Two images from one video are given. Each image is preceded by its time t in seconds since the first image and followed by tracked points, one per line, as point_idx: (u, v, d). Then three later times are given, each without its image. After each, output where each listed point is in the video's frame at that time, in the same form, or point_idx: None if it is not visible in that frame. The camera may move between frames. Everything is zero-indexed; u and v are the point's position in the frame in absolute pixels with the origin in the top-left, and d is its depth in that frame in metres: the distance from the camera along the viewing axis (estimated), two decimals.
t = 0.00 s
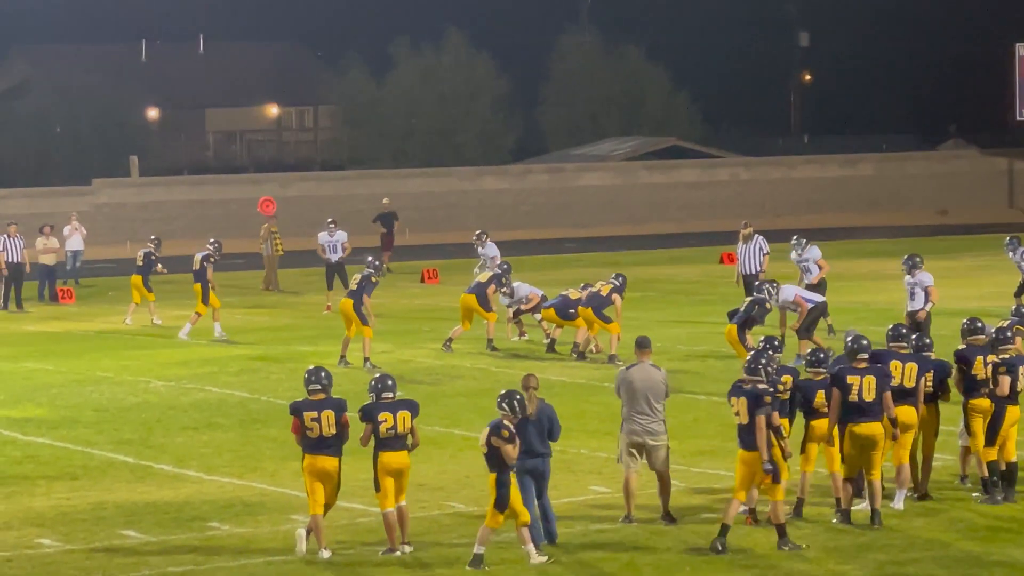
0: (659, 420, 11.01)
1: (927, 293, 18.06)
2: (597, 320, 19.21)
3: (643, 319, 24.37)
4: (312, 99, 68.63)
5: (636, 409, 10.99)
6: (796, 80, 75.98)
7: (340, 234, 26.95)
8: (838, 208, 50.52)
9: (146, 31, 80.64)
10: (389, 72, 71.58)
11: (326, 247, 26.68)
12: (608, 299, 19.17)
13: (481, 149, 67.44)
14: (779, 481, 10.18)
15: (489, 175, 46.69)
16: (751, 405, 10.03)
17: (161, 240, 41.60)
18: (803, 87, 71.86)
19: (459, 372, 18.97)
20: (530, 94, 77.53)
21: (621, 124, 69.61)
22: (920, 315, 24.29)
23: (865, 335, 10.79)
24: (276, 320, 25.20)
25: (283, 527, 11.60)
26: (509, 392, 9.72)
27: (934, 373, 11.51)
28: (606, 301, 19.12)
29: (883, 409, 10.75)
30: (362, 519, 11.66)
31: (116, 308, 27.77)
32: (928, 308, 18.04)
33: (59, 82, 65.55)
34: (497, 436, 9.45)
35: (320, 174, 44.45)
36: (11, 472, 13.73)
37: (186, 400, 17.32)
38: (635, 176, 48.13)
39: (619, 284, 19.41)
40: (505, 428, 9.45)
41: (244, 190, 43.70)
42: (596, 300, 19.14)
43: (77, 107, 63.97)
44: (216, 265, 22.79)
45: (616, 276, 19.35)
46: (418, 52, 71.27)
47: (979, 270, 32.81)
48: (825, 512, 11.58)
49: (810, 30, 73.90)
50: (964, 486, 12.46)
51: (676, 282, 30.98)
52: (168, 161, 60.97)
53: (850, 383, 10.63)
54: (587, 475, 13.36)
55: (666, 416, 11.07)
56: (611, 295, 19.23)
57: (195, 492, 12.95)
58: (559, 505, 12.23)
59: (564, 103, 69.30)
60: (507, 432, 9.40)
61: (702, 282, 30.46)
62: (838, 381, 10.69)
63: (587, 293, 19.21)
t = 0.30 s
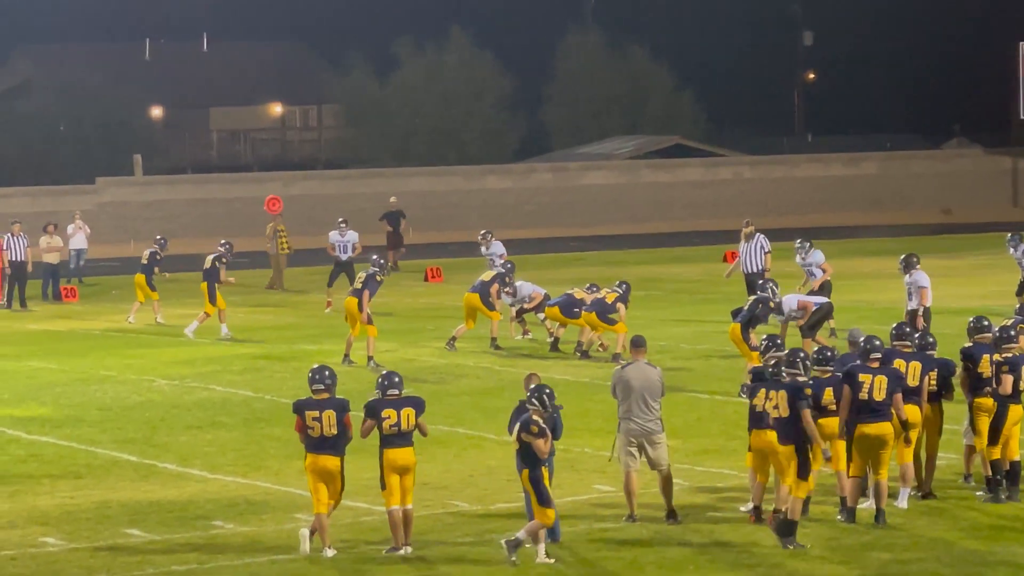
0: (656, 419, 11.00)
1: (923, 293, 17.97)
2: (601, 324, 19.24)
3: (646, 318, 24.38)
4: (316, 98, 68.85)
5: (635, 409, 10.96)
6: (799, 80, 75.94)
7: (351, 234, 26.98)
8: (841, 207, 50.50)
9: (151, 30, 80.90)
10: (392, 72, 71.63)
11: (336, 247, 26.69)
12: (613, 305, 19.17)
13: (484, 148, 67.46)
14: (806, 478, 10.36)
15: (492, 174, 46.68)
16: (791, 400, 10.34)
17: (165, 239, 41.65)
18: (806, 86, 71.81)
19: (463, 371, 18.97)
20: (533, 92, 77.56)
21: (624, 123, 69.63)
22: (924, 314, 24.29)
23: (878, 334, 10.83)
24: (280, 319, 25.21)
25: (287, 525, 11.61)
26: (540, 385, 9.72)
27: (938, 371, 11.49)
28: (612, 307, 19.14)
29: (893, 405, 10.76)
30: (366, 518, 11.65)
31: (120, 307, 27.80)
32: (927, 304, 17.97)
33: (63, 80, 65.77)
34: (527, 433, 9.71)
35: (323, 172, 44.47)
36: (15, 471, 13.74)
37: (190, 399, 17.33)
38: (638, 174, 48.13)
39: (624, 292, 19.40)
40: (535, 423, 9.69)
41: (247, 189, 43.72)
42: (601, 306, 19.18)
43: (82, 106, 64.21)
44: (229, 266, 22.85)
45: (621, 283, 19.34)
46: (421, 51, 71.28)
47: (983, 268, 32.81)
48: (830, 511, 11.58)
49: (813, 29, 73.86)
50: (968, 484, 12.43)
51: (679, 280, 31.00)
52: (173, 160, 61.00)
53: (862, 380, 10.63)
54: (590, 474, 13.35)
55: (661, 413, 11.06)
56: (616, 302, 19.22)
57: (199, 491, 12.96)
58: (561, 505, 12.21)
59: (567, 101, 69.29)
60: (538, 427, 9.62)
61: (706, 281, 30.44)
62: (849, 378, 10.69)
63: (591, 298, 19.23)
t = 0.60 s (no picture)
0: (661, 419, 10.99)
1: (924, 293, 17.91)
2: (605, 328, 19.12)
3: (650, 316, 24.37)
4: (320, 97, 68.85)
5: (642, 409, 10.95)
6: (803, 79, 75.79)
7: (355, 235, 26.99)
8: (845, 206, 50.46)
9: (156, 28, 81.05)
10: (396, 70, 71.56)
11: (338, 249, 26.71)
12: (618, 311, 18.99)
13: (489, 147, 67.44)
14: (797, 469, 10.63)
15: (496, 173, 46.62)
16: (790, 403, 10.53)
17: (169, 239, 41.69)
18: (812, 86, 71.81)
19: (467, 370, 18.96)
20: (538, 91, 77.47)
21: (629, 123, 69.55)
22: (927, 313, 24.28)
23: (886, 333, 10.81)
24: (283, 317, 25.22)
25: (292, 523, 11.62)
26: (569, 385, 9.85)
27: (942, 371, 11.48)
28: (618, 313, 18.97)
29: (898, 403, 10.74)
30: (368, 517, 11.65)
31: (124, 306, 27.80)
32: (928, 303, 17.91)
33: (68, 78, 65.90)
34: (555, 432, 9.70)
35: (327, 171, 44.47)
36: (18, 469, 13.75)
37: (193, 397, 17.35)
38: (641, 173, 48.07)
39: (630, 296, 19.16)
40: (563, 423, 9.69)
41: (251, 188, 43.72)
42: (605, 311, 19.03)
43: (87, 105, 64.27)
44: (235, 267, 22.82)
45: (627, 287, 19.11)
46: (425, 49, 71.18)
47: (987, 267, 32.76)
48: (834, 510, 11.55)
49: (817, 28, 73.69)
50: (970, 484, 12.42)
51: (684, 279, 31.03)
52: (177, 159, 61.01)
53: (868, 378, 10.63)
54: (593, 472, 13.36)
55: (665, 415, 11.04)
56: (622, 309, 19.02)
57: (204, 489, 12.99)
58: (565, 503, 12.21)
59: (571, 100, 69.21)
60: (566, 427, 9.65)
61: (710, 279, 30.41)
62: (855, 377, 10.68)
63: (596, 303, 19.08)
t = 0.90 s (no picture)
0: (667, 417, 10.97)
1: (928, 294, 17.91)
2: (609, 330, 19.06)
3: (652, 316, 24.35)
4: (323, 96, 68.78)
5: (647, 408, 10.92)
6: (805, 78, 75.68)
7: (354, 238, 26.99)
8: (847, 206, 50.43)
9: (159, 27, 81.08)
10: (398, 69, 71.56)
11: (337, 254, 26.69)
12: (622, 313, 18.93)
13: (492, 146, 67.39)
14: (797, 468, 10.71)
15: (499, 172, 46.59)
16: (789, 399, 10.58)
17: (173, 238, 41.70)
18: (814, 85, 71.75)
19: (470, 370, 18.95)
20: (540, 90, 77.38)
21: (632, 122, 69.48)
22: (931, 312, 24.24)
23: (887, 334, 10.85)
24: (286, 317, 25.19)
25: (294, 523, 11.61)
26: (599, 384, 9.92)
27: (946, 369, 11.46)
28: (621, 315, 18.92)
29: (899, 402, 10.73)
30: (371, 517, 11.64)
31: (127, 305, 27.79)
32: (933, 303, 17.91)
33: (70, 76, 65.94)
34: (593, 433, 9.78)
35: (329, 171, 44.44)
36: (21, 469, 13.75)
37: (196, 397, 17.35)
38: (644, 173, 48.04)
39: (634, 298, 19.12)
40: (601, 425, 9.79)
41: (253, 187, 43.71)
42: (609, 312, 18.96)
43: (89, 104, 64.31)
44: (238, 268, 22.80)
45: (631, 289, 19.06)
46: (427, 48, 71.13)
47: (990, 267, 32.69)
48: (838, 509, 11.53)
49: (819, 27, 73.57)
50: (973, 484, 12.39)
51: (686, 279, 30.99)
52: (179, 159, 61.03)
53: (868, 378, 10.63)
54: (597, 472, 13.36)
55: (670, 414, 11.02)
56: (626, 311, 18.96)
57: (207, 488, 12.99)
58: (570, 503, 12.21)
59: (573, 100, 69.11)
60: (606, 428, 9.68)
61: (713, 279, 30.37)
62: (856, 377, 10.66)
63: (601, 305, 19.03)
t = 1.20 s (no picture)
0: (670, 416, 10.96)
1: (934, 295, 17.87)
2: (614, 328, 19.07)
3: (655, 315, 24.34)
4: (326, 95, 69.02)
5: (651, 408, 10.92)
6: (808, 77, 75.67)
7: (356, 241, 26.96)
8: (850, 206, 50.39)
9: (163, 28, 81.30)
10: (401, 68, 71.59)
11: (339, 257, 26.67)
12: (627, 312, 18.92)
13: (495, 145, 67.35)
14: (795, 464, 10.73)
15: (502, 172, 46.55)
16: (786, 393, 10.60)
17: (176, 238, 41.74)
18: (817, 85, 71.75)
19: (472, 369, 18.95)
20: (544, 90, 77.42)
21: (634, 121, 69.46)
22: (934, 312, 24.20)
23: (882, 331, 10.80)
24: (288, 317, 25.18)
25: (297, 523, 11.61)
26: (627, 382, 9.91)
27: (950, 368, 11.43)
28: (626, 314, 18.90)
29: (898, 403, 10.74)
30: (375, 516, 11.65)
31: (130, 305, 27.79)
32: (940, 305, 17.87)
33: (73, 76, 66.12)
34: (621, 428, 9.72)
35: (332, 171, 44.42)
36: (24, 469, 13.74)
37: (199, 397, 17.34)
38: (647, 172, 48.02)
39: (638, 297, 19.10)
40: (630, 421, 9.72)
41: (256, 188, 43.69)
42: (614, 311, 18.95)
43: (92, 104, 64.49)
44: (243, 270, 22.79)
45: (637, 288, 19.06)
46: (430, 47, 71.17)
47: (994, 266, 32.65)
48: (841, 509, 11.51)
49: (822, 27, 73.51)
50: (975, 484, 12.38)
51: (689, 279, 30.99)
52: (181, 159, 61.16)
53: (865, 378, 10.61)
54: (600, 472, 13.35)
55: (673, 414, 11.01)
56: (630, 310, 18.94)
57: (210, 488, 12.99)
58: (572, 501, 12.22)
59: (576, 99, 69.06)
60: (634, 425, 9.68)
61: (716, 279, 30.34)
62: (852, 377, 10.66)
63: (606, 304, 19.04)
